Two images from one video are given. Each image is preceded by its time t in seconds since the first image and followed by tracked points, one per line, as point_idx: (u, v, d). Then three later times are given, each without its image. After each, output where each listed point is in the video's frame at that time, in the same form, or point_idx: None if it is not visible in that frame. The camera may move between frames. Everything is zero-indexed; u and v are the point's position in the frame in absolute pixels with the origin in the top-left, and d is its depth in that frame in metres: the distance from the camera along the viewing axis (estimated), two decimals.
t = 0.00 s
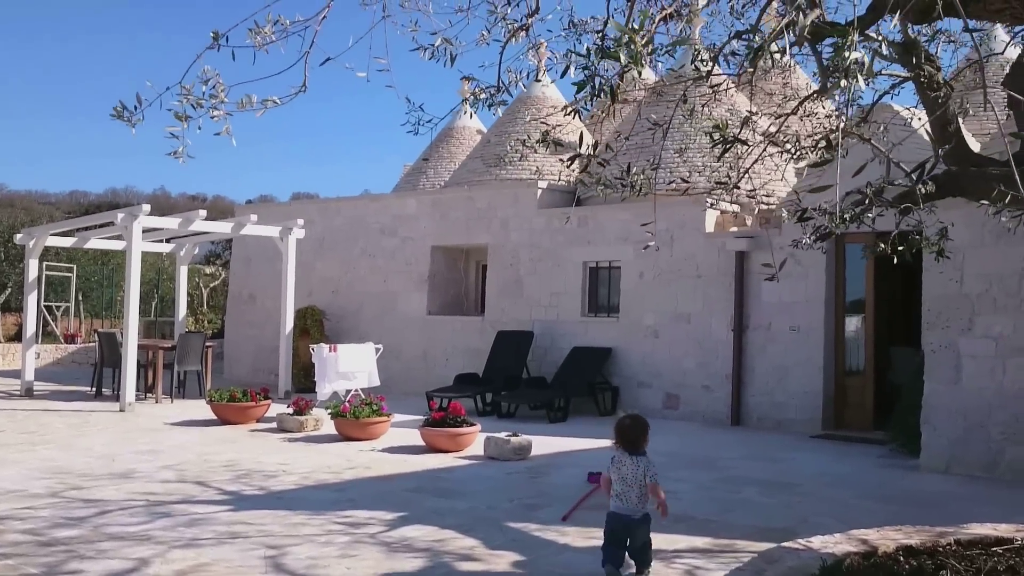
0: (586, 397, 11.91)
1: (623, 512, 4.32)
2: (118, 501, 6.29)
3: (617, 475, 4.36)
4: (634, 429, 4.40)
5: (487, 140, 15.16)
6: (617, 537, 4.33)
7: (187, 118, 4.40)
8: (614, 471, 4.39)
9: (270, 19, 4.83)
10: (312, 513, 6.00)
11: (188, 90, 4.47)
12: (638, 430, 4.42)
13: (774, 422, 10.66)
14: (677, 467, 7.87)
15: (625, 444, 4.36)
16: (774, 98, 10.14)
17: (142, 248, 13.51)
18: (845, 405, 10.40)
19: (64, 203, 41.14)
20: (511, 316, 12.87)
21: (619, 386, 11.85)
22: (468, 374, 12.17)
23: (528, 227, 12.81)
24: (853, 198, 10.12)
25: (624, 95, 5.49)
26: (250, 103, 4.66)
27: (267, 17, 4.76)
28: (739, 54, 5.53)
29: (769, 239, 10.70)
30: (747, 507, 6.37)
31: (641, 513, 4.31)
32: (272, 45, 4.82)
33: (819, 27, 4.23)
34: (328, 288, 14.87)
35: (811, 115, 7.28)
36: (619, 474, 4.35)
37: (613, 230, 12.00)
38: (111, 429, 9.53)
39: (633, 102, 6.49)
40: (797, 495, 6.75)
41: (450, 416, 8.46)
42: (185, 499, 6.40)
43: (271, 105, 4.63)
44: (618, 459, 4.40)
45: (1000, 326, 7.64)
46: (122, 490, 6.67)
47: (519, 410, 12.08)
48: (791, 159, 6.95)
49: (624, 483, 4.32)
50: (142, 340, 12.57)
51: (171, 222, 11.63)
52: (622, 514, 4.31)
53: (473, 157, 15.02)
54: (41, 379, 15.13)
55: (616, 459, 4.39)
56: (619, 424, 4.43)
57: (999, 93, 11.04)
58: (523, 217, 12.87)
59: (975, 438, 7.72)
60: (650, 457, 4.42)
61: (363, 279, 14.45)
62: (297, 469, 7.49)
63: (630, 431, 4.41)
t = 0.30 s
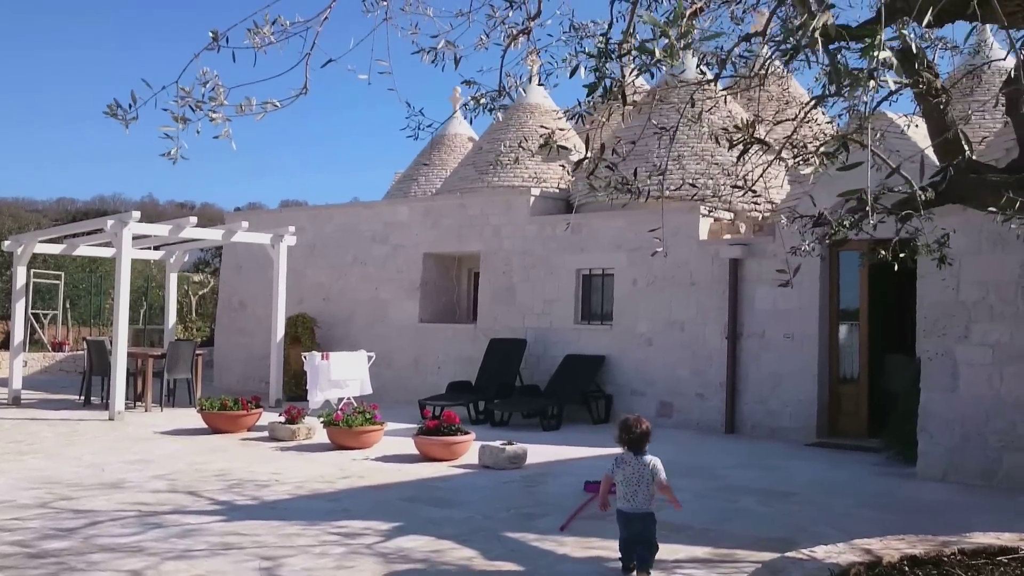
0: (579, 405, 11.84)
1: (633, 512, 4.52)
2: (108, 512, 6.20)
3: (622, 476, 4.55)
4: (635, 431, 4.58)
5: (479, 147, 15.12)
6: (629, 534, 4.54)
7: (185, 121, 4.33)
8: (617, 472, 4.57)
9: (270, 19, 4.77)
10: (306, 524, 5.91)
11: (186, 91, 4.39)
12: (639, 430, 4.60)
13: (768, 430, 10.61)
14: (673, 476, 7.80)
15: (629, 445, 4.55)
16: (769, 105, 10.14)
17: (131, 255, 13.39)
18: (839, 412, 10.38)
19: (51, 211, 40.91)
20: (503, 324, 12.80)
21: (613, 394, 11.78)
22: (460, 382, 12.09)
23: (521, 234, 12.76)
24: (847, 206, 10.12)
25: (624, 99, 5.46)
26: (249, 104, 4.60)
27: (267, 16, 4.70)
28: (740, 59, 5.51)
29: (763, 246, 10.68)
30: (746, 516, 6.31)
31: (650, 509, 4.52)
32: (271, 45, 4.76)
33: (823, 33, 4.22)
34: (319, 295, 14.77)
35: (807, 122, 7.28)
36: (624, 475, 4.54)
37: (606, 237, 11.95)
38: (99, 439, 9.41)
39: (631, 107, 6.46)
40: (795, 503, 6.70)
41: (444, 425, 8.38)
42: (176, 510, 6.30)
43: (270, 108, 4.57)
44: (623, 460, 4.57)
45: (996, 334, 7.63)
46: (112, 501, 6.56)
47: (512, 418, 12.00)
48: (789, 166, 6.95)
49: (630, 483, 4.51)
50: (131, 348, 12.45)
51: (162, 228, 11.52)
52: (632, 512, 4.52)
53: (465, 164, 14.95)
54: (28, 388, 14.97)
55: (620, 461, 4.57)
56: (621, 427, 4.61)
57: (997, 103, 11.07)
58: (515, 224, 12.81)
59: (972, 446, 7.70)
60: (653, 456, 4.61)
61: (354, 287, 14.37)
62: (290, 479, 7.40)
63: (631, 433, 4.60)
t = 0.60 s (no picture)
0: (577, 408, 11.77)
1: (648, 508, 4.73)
2: (105, 519, 6.10)
3: (639, 474, 4.77)
4: (654, 431, 4.80)
5: (474, 149, 15.04)
6: (645, 530, 4.74)
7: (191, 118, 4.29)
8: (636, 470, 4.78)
9: (278, 19, 4.81)
10: (306, 532, 5.82)
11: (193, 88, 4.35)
12: (659, 431, 4.83)
13: (767, 433, 10.57)
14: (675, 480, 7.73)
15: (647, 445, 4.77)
16: (768, 107, 10.15)
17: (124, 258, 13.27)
18: (838, 415, 10.36)
19: (36, 213, 40.80)
20: (499, 327, 12.72)
21: (610, 397, 11.73)
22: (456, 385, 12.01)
23: (517, 236, 12.68)
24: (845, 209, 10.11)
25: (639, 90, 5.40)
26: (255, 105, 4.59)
27: (275, 16, 4.74)
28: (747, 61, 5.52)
29: (761, 248, 10.64)
30: (751, 521, 6.25)
31: (668, 506, 4.72)
32: (278, 45, 4.80)
33: (837, 36, 4.21)
34: (313, 298, 14.66)
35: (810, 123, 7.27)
36: (642, 474, 4.75)
37: (603, 238, 11.89)
38: (92, 444, 9.29)
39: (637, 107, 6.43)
40: (800, 508, 6.64)
41: (443, 429, 8.29)
42: (174, 517, 6.21)
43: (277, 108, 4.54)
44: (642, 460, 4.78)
45: (998, 337, 7.59)
46: (109, 508, 6.46)
47: (509, 421, 11.93)
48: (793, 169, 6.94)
49: (648, 480, 4.73)
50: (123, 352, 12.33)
51: (155, 231, 11.41)
52: (650, 508, 4.72)
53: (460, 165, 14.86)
54: (18, 392, 14.81)
55: (638, 459, 4.79)
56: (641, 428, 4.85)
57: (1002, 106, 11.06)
58: (511, 226, 12.74)
59: (974, 449, 7.66)
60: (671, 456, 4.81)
61: (348, 289, 14.27)
62: (288, 485, 7.30)
63: (650, 433, 4.82)
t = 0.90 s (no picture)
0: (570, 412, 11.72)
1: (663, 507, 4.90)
2: (98, 529, 5.99)
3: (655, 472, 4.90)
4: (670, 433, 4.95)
5: (464, 151, 14.99)
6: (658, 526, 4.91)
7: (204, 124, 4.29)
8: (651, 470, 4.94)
9: (288, 22, 4.93)
10: (304, 541, 5.74)
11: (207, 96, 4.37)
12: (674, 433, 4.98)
13: (760, 438, 10.54)
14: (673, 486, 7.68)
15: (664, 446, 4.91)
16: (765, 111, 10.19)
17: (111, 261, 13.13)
18: (833, 419, 10.35)
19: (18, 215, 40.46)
20: (491, 330, 12.65)
21: (603, 401, 11.68)
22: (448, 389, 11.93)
23: (509, 239, 12.62)
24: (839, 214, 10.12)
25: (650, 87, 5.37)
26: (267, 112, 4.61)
27: (285, 20, 4.86)
28: (750, 66, 5.64)
29: (755, 251, 10.63)
30: (753, 527, 6.21)
31: (679, 505, 4.87)
32: (289, 47, 4.92)
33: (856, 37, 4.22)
34: (302, 301, 14.55)
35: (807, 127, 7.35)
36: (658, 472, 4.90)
37: (596, 241, 11.84)
38: (81, 451, 9.15)
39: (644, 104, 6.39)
40: (801, 514, 6.61)
41: (439, 435, 8.21)
42: (169, 526, 6.10)
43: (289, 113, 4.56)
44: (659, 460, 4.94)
45: (996, 341, 7.58)
46: (102, 517, 6.35)
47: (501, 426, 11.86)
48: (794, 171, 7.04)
49: (663, 479, 4.86)
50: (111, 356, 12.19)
51: (144, 234, 11.28)
52: (661, 506, 4.87)
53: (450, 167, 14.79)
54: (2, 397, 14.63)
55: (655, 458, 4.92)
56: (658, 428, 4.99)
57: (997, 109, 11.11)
58: (503, 229, 12.68)
59: (972, 454, 7.65)
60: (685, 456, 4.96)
61: (338, 293, 14.16)
62: (283, 492, 7.21)
63: (667, 434, 4.96)
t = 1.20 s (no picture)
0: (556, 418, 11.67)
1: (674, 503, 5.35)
2: (85, 539, 5.89)
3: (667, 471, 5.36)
4: (680, 434, 5.43)
5: (448, 157, 14.93)
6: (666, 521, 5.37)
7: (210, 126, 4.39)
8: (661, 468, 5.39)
9: (290, 23, 5.02)
10: (297, 550, 5.66)
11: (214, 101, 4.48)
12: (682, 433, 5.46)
13: (747, 443, 10.54)
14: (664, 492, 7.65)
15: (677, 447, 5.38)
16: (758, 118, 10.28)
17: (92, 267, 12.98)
18: (819, 424, 10.38)
19: None
20: (476, 336, 12.60)
21: (589, 407, 11.65)
22: (433, 396, 11.86)
23: (494, 245, 12.58)
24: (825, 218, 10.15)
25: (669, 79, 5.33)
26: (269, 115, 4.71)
27: (288, 22, 4.94)
28: (757, 71, 5.69)
29: (742, 256, 10.64)
30: (747, 533, 6.20)
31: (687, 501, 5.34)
32: (291, 48, 5.00)
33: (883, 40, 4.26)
34: (285, 307, 14.43)
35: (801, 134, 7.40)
36: (669, 470, 5.36)
37: (583, 247, 11.82)
38: (62, 459, 9.01)
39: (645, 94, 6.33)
40: (794, 520, 6.60)
41: (427, 441, 8.15)
42: (157, 536, 6.00)
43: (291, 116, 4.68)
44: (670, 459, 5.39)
45: (984, 346, 7.63)
46: (88, 527, 6.24)
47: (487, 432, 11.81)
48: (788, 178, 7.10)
49: (676, 478, 5.33)
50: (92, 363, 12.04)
51: (126, 240, 11.14)
52: (672, 503, 5.35)
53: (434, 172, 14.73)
54: None
55: (667, 458, 5.39)
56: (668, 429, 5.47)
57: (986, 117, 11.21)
58: (489, 235, 12.63)
59: (961, 459, 7.70)
60: (694, 455, 5.45)
61: (322, 299, 14.07)
62: (272, 501, 7.12)
63: (677, 435, 5.44)
